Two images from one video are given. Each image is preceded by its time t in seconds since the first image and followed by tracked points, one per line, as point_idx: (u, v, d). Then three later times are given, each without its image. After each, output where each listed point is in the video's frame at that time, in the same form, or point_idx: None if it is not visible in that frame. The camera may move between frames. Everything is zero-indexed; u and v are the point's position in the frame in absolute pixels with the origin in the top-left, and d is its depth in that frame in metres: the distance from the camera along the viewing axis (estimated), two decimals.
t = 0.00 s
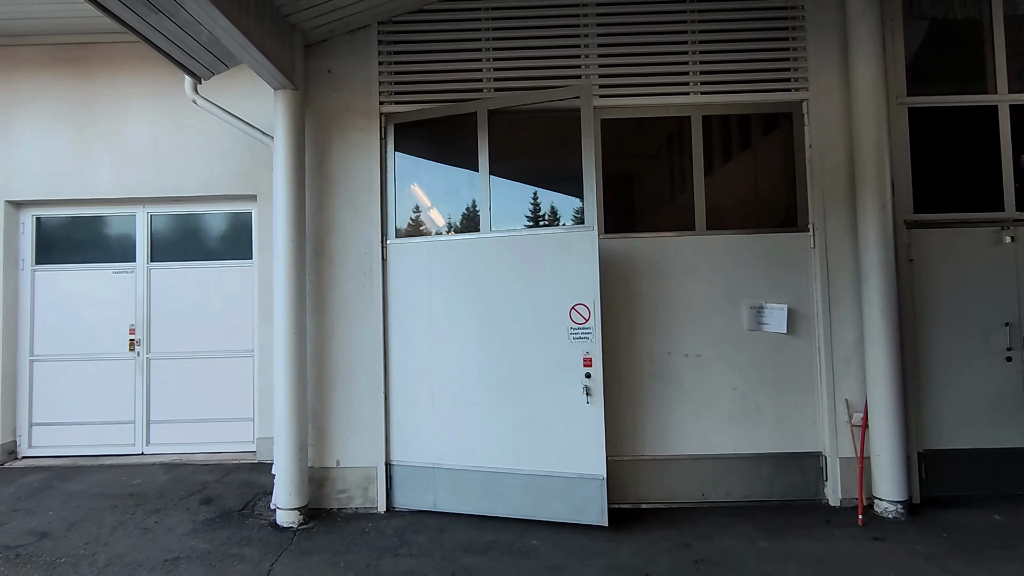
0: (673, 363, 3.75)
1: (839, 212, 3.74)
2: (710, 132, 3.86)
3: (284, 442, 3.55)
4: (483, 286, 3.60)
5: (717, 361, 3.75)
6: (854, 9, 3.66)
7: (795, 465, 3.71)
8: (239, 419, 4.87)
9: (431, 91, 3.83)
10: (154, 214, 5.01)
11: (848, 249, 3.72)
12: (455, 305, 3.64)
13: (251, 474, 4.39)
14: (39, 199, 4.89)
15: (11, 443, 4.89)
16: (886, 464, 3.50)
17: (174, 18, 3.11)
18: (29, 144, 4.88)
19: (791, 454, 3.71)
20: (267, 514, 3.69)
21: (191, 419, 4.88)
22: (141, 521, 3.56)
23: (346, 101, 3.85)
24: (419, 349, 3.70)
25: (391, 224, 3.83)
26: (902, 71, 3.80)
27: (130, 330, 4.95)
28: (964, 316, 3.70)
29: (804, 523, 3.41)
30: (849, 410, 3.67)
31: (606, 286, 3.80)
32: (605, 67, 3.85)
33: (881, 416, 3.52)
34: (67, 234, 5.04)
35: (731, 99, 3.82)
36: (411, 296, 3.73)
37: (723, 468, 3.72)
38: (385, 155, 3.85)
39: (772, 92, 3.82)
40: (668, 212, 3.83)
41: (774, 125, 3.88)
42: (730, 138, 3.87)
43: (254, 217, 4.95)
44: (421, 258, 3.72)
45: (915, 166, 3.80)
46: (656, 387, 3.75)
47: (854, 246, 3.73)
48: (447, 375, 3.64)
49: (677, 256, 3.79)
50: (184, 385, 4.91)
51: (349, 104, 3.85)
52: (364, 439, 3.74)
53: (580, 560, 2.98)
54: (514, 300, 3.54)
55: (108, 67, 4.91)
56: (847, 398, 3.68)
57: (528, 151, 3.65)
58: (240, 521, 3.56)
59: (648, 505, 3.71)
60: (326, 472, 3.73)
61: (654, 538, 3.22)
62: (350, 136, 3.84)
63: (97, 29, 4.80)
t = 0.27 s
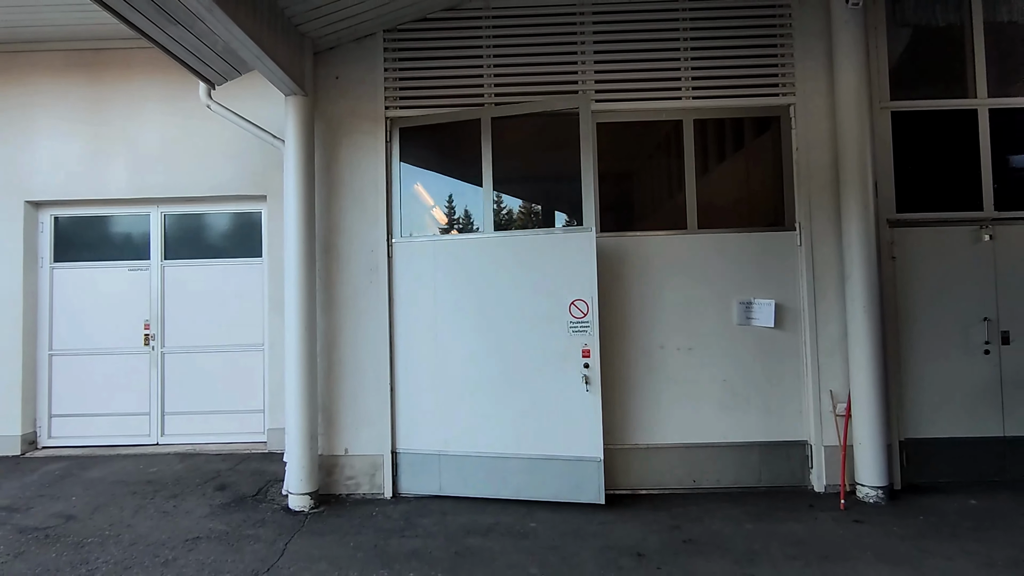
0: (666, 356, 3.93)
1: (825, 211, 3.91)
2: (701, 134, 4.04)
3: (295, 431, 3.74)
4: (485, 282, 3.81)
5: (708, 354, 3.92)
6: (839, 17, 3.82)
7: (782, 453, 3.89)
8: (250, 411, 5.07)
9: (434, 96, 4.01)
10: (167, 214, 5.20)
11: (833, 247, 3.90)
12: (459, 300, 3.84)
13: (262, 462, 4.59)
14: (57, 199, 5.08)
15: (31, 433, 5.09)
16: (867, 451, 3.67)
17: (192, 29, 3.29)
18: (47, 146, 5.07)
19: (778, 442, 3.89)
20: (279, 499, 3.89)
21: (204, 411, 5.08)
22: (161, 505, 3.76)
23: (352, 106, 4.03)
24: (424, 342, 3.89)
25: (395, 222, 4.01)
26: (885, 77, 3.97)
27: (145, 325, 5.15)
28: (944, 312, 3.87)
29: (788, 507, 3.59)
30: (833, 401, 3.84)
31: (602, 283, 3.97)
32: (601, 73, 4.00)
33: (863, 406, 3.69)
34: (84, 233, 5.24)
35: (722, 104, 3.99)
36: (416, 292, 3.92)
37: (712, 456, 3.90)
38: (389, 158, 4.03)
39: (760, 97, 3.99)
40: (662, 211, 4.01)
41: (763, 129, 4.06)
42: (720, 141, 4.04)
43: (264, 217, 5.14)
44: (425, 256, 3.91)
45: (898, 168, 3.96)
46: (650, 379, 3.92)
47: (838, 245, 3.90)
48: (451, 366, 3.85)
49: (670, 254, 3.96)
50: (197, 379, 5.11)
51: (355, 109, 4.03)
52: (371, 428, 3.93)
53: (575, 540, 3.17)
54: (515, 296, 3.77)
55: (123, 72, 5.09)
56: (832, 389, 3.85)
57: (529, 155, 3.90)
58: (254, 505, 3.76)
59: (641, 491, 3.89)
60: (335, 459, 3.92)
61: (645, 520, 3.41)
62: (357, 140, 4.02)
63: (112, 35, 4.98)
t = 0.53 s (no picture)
0: (662, 350, 4.12)
1: (814, 213, 4.09)
2: (697, 139, 4.22)
3: (311, 420, 3.95)
4: (492, 281, 4.07)
5: (702, 349, 4.12)
6: (828, 27, 3.99)
7: (773, 442, 4.08)
8: (264, 403, 5.28)
9: (441, 103, 4.20)
10: (183, 214, 5.41)
11: (821, 247, 4.08)
12: (467, 297, 4.09)
13: (277, 452, 4.80)
14: (78, 200, 5.28)
15: (55, 424, 5.32)
16: (853, 441, 3.86)
17: (213, 41, 3.47)
18: (67, 149, 5.27)
19: (768, 432, 4.09)
20: (295, 485, 4.10)
21: (219, 403, 5.30)
22: (183, 491, 3.98)
23: (363, 112, 4.23)
24: (434, 337, 4.12)
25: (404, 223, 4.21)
26: (872, 84, 4.15)
27: (163, 322, 5.36)
28: (929, 308, 4.05)
29: (778, 493, 3.79)
30: (821, 393, 4.04)
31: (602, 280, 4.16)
32: (601, 80, 4.18)
33: (850, 397, 3.88)
34: (103, 233, 5.45)
35: (716, 109, 4.17)
36: (426, 290, 4.14)
37: (706, 446, 4.10)
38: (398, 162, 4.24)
39: (753, 103, 4.16)
40: (659, 213, 4.20)
41: (755, 133, 4.24)
42: (715, 145, 4.23)
43: (276, 217, 5.34)
44: (434, 255, 4.13)
45: (885, 171, 4.15)
46: (648, 372, 4.12)
47: (827, 244, 4.09)
48: (459, 360, 4.09)
49: (667, 253, 4.15)
50: (213, 373, 5.32)
51: (365, 115, 4.23)
52: (380, 419, 4.13)
53: (575, 522, 3.37)
54: (520, 294, 4.04)
55: (140, 78, 5.28)
56: (820, 382, 4.05)
57: (533, 161, 4.18)
58: (271, 491, 3.98)
59: (639, 479, 4.10)
60: (347, 448, 4.13)
61: (642, 505, 3.61)
62: (368, 144, 4.22)
63: (130, 43, 5.17)
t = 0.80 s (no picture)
0: (655, 344, 4.36)
1: (799, 214, 4.32)
2: (688, 144, 4.45)
3: (323, 410, 4.19)
4: (495, 278, 4.35)
5: (693, 342, 4.35)
6: (813, 37, 4.21)
7: (760, 431, 4.32)
8: (276, 395, 5.52)
9: (446, 110, 4.43)
10: (198, 214, 5.65)
11: (806, 246, 4.31)
12: (471, 294, 4.36)
13: (290, 441, 5.05)
14: (98, 200, 5.53)
15: (77, 414, 5.57)
16: (835, 429, 4.09)
17: (233, 53, 3.71)
18: (88, 151, 5.52)
19: (756, 422, 4.32)
20: (308, 471, 4.35)
21: (233, 394, 5.55)
22: (204, 476, 4.24)
23: (372, 117, 4.46)
24: (440, 331, 4.37)
25: (412, 223, 4.47)
26: (855, 92, 4.37)
27: (180, 317, 5.60)
28: (908, 304, 4.28)
29: (763, 478, 4.03)
30: (806, 384, 4.27)
31: (599, 278, 4.39)
32: (597, 87, 4.40)
33: (832, 388, 4.11)
34: (122, 232, 5.69)
35: (707, 115, 4.38)
36: (432, 286, 4.39)
37: (697, 434, 4.33)
38: (405, 165, 4.47)
39: (742, 110, 4.38)
40: (653, 214, 4.43)
41: (744, 138, 4.46)
42: (705, 149, 4.45)
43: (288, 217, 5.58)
44: (440, 254, 4.39)
45: (867, 174, 4.37)
46: (641, 365, 4.35)
47: (812, 243, 4.31)
48: (464, 352, 4.35)
49: (660, 252, 4.38)
50: (227, 365, 5.57)
51: (373, 120, 4.46)
52: (389, 408, 4.37)
53: (572, 503, 3.61)
54: (521, 290, 4.33)
55: (157, 84, 5.52)
56: (804, 373, 4.28)
57: (534, 164, 4.44)
58: (287, 476, 4.23)
59: (632, 465, 4.33)
60: (357, 435, 4.37)
61: (635, 488, 3.85)
62: (376, 148, 4.45)
63: (148, 50, 5.40)
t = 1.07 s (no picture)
0: (650, 338, 4.60)
1: (786, 215, 4.56)
2: (681, 149, 4.68)
3: (336, 400, 4.45)
4: (498, 276, 4.61)
5: (686, 336, 4.60)
6: (799, 48, 4.44)
7: (749, 421, 4.57)
8: (289, 387, 5.78)
9: (451, 117, 4.68)
10: (214, 215, 5.90)
11: (793, 246, 4.55)
12: (476, 291, 4.62)
13: (303, 431, 5.31)
14: (119, 202, 5.79)
15: (99, 406, 5.84)
16: (819, 418, 4.33)
17: (253, 65, 3.95)
18: (109, 155, 5.77)
19: (744, 412, 4.57)
20: (322, 458, 4.60)
21: (248, 387, 5.80)
22: (224, 463, 4.50)
23: (381, 124, 4.70)
24: (446, 325, 4.63)
25: (419, 224, 4.72)
26: (840, 99, 4.60)
27: (196, 313, 5.86)
28: (889, 301, 4.52)
29: (751, 465, 4.27)
30: (792, 376, 4.51)
31: (596, 275, 4.63)
32: (594, 95, 4.63)
33: (815, 380, 4.36)
34: (141, 232, 5.95)
35: (699, 121, 4.61)
36: (439, 284, 4.64)
37: (689, 423, 4.58)
38: (413, 169, 4.72)
39: (732, 117, 4.61)
40: (648, 215, 4.67)
41: (734, 143, 4.70)
42: (697, 154, 4.69)
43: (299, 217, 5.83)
44: (446, 254, 4.65)
45: (851, 177, 4.60)
46: (636, 358, 4.61)
47: (798, 243, 4.55)
48: (469, 346, 4.61)
49: (655, 251, 4.63)
50: (242, 359, 5.83)
51: (382, 126, 4.70)
52: (397, 399, 4.62)
53: (570, 487, 3.87)
54: (523, 287, 4.59)
55: (174, 90, 5.76)
56: (791, 366, 4.52)
57: (535, 168, 4.70)
58: (302, 462, 4.49)
59: (628, 453, 4.59)
60: (368, 425, 4.63)
61: (629, 474, 4.10)
62: (385, 153, 4.70)
63: (166, 58, 5.64)
